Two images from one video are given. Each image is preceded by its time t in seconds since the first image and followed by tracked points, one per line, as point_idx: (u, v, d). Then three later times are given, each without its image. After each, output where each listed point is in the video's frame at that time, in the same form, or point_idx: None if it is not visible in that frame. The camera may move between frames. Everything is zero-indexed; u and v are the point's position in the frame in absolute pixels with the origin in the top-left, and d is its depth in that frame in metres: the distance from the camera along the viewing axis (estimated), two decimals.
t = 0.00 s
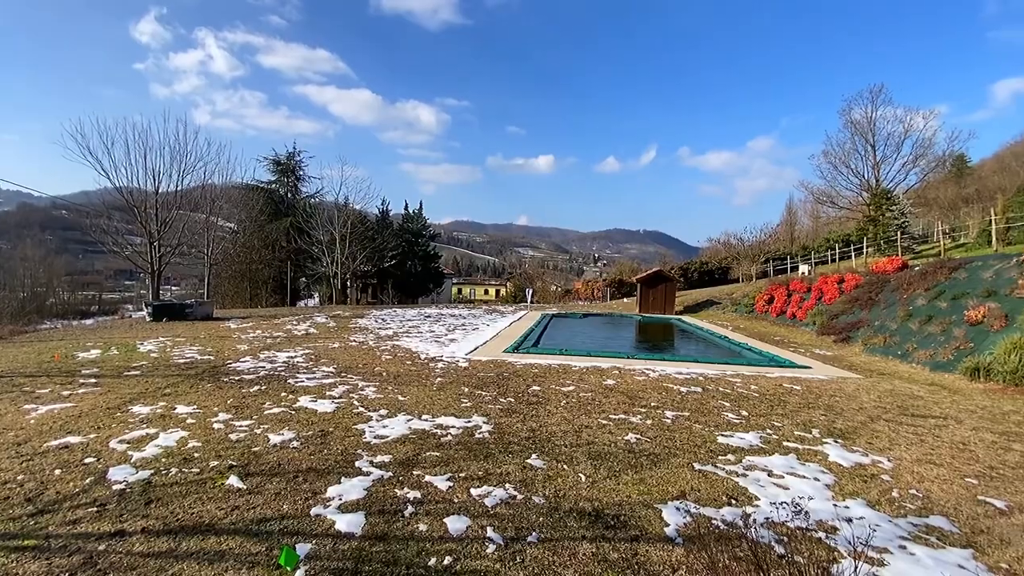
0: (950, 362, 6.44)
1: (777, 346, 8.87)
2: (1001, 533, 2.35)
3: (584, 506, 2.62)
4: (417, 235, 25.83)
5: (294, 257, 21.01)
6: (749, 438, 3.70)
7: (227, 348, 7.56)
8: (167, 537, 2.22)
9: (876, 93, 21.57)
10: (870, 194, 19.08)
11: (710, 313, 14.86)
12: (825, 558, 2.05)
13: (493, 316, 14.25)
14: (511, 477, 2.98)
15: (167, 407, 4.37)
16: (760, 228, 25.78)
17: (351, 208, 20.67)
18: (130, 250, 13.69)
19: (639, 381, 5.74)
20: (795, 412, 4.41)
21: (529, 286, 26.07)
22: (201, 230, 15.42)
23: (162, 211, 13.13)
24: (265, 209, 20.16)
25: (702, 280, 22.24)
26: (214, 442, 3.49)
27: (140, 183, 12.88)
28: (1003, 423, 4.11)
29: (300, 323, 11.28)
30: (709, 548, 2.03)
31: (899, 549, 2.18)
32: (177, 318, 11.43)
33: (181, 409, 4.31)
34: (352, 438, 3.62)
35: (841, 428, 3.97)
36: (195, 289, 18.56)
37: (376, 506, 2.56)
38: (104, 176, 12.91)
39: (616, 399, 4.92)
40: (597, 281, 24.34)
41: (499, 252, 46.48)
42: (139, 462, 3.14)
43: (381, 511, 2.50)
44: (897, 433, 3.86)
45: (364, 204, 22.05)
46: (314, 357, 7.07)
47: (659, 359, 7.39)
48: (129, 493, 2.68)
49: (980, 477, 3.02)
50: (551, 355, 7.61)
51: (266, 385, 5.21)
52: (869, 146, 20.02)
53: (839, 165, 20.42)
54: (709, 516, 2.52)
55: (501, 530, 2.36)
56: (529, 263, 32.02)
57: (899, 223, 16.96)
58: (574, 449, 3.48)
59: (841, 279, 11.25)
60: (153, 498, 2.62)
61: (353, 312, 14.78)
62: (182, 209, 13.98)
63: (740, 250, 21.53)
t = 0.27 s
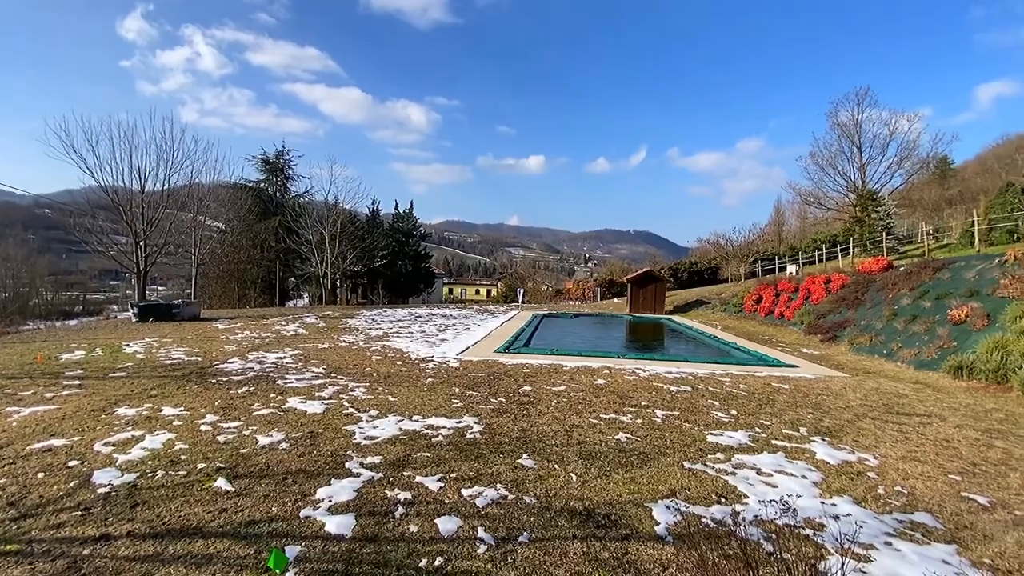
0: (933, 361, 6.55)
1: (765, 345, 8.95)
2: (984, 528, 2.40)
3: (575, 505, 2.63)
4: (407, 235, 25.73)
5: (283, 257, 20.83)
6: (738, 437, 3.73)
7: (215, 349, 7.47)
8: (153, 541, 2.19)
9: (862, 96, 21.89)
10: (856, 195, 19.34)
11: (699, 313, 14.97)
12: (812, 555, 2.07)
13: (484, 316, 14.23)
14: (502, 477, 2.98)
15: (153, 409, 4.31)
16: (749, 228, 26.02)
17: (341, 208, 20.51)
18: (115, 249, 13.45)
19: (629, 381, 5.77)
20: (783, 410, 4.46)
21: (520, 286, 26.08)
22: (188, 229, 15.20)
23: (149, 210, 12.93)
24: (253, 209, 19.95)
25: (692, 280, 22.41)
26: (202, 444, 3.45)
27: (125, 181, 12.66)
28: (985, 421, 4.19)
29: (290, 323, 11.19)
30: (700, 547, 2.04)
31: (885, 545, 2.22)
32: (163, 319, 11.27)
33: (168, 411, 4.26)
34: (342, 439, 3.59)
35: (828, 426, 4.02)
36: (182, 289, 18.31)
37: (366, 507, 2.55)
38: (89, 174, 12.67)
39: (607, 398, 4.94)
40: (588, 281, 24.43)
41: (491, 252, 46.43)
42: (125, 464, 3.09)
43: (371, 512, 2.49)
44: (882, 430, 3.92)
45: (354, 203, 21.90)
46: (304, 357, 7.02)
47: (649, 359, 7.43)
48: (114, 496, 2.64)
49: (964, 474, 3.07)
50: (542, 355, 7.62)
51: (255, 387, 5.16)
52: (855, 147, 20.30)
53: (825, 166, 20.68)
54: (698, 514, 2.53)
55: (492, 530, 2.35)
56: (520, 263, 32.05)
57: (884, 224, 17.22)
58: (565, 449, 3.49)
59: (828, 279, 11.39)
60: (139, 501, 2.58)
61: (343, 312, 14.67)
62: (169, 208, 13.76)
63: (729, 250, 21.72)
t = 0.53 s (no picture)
0: (917, 359, 6.67)
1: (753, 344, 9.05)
2: (967, 524, 2.44)
3: (565, 505, 2.63)
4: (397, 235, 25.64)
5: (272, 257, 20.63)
6: (726, 435, 3.77)
7: (202, 350, 7.37)
8: (139, 545, 2.15)
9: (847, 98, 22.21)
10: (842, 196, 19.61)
11: (689, 313, 15.07)
12: (800, 552, 2.10)
13: (474, 316, 14.21)
14: (493, 477, 2.97)
15: (138, 410, 4.24)
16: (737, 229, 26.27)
17: (330, 207, 20.35)
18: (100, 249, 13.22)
19: (619, 380, 5.79)
20: (771, 409, 4.51)
21: (511, 286, 26.08)
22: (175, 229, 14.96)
23: (134, 209, 12.72)
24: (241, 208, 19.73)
25: (681, 280, 22.57)
26: (189, 446, 3.40)
27: (110, 180, 12.44)
28: (968, 418, 4.27)
29: (278, 324, 11.07)
30: (689, 545, 2.05)
31: (870, 541, 2.25)
32: (149, 319, 11.10)
33: (154, 412, 4.19)
34: (331, 440, 3.56)
35: (815, 424, 4.07)
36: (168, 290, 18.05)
37: (356, 508, 2.53)
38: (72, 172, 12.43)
39: (598, 398, 4.96)
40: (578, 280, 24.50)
41: (481, 252, 46.38)
42: (109, 467, 3.03)
43: (361, 514, 2.47)
44: (868, 428, 3.98)
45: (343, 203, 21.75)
46: (292, 358, 6.95)
47: (639, 358, 7.46)
48: (98, 500, 2.59)
49: (947, 470, 3.13)
50: (533, 355, 7.62)
51: (243, 388, 5.10)
52: (841, 149, 20.59)
53: (812, 167, 20.94)
54: (688, 512, 2.55)
55: (483, 530, 2.35)
56: (510, 263, 32.04)
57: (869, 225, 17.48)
58: (556, 448, 3.50)
59: (815, 279, 11.54)
60: (124, 505, 2.53)
61: (332, 312, 14.56)
62: (155, 207, 13.55)
63: (718, 250, 21.91)
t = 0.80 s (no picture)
0: (901, 357, 6.78)
1: (741, 343, 9.14)
2: (949, 520, 2.49)
3: (556, 504, 2.64)
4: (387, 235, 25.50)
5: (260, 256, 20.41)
6: (715, 434, 3.80)
7: (188, 351, 7.27)
8: (123, 549, 2.12)
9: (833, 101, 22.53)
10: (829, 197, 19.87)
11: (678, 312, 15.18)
12: (787, 549, 2.12)
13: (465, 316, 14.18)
14: (483, 478, 2.97)
15: (123, 413, 4.17)
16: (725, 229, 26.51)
17: (319, 206, 20.17)
18: (83, 248, 12.95)
19: (609, 380, 5.81)
20: (759, 407, 4.56)
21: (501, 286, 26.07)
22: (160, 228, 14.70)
23: (118, 208, 12.49)
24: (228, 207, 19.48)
25: (670, 279, 22.73)
26: (175, 448, 3.35)
27: (93, 178, 12.19)
28: (950, 415, 4.35)
29: (266, 324, 10.95)
30: (679, 543, 2.06)
31: (856, 537, 2.28)
32: (134, 320, 10.91)
33: (139, 414, 4.12)
34: (320, 441, 3.53)
35: (802, 422, 4.13)
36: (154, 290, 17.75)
37: (345, 510, 2.51)
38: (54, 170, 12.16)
39: (588, 397, 4.98)
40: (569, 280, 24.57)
41: (472, 252, 46.28)
42: (92, 470, 2.98)
43: (350, 515, 2.45)
44: (853, 426, 4.04)
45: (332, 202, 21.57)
46: (280, 359, 6.88)
47: (629, 357, 7.50)
48: (82, 503, 2.54)
49: (930, 467, 3.18)
50: (523, 355, 7.62)
51: (230, 389, 5.04)
52: (827, 151, 20.87)
53: (799, 169, 21.18)
54: (678, 511, 2.57)
55: (473, 530, 2.35)
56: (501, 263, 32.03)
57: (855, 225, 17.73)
58: (546, 448, 3.50)
59: (802, 279, 11.68)
60: (108, 509, 2.49)
61: (321, 312, 14.43)
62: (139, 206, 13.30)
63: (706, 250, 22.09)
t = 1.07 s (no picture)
0: (886, 356, 6.90)
1: (730, 343, 9.22)
2: (932, 515, 2.54)
3: (546, 503, 2.64)
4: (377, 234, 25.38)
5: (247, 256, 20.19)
6: (704, 432, 3.83)
7: (174, 352, 7.16)
8: (107, 553, 2.08)
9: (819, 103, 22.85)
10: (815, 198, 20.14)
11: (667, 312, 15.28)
12: (775, 546, 2.15)
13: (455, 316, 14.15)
14: (474, 478, 2.96)
15: (107, 414, 4.09)
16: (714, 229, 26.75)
17: (308, 205, 20.00)
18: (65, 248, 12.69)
19: (600, 379, 5.84)
20: (747, 406, 4.61)
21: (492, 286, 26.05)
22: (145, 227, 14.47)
23: (102, 206, 12.26)
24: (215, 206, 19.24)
25: (659, 279, 22.89)
26: (160, 450, 3.30)
27: (76, 176, 11.96)
28: (933, 413, 4.43)
29: (253, 324, 10.82)
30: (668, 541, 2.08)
31: (842, 534, 2.32)
32: (118, 320, 10.72)
33: (124, 416, 4.06)
34: (309, 442, 3.50)
35: (789, 420, 4.18)
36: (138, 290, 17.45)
37: (335, 511, 2.50)
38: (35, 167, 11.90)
39: (578, 397, 4.99)
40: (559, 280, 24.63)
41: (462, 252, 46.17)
42: (76, 473, 2.92)
43: (340, 517, 2.44)
44: (839, 424, 4.10)
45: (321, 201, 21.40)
46: (268, 360, 6.81)
47: (618, 357, 7.53)
48: (64, 508, 2.49)
49: (914, 463, 3.24)
50: (513, 355, 7.62)
51: (217, 390, 4.98)
52: (814, 152, 21.16)
53: (786, 170, 21.43)
54: (667, 509, 2.59)
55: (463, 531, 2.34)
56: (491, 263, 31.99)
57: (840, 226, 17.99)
58: (537, 447, 3.51)
59: (788, 279, 11.83)
60: (91, 512, 2.44)
61: (310, 312, 14.31)
62: (124, 205, 13.07)
63: (695, 250, 22.28)
